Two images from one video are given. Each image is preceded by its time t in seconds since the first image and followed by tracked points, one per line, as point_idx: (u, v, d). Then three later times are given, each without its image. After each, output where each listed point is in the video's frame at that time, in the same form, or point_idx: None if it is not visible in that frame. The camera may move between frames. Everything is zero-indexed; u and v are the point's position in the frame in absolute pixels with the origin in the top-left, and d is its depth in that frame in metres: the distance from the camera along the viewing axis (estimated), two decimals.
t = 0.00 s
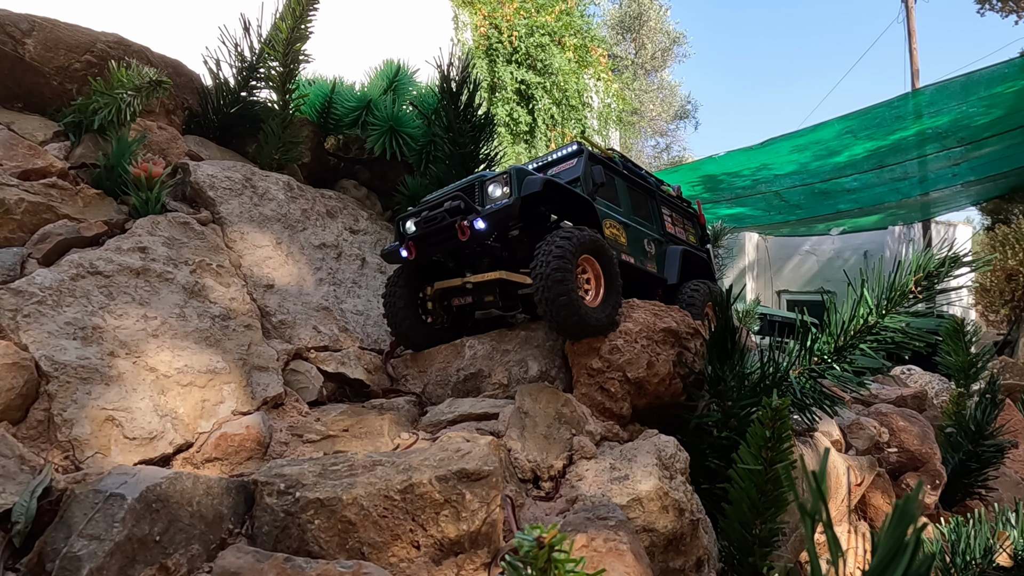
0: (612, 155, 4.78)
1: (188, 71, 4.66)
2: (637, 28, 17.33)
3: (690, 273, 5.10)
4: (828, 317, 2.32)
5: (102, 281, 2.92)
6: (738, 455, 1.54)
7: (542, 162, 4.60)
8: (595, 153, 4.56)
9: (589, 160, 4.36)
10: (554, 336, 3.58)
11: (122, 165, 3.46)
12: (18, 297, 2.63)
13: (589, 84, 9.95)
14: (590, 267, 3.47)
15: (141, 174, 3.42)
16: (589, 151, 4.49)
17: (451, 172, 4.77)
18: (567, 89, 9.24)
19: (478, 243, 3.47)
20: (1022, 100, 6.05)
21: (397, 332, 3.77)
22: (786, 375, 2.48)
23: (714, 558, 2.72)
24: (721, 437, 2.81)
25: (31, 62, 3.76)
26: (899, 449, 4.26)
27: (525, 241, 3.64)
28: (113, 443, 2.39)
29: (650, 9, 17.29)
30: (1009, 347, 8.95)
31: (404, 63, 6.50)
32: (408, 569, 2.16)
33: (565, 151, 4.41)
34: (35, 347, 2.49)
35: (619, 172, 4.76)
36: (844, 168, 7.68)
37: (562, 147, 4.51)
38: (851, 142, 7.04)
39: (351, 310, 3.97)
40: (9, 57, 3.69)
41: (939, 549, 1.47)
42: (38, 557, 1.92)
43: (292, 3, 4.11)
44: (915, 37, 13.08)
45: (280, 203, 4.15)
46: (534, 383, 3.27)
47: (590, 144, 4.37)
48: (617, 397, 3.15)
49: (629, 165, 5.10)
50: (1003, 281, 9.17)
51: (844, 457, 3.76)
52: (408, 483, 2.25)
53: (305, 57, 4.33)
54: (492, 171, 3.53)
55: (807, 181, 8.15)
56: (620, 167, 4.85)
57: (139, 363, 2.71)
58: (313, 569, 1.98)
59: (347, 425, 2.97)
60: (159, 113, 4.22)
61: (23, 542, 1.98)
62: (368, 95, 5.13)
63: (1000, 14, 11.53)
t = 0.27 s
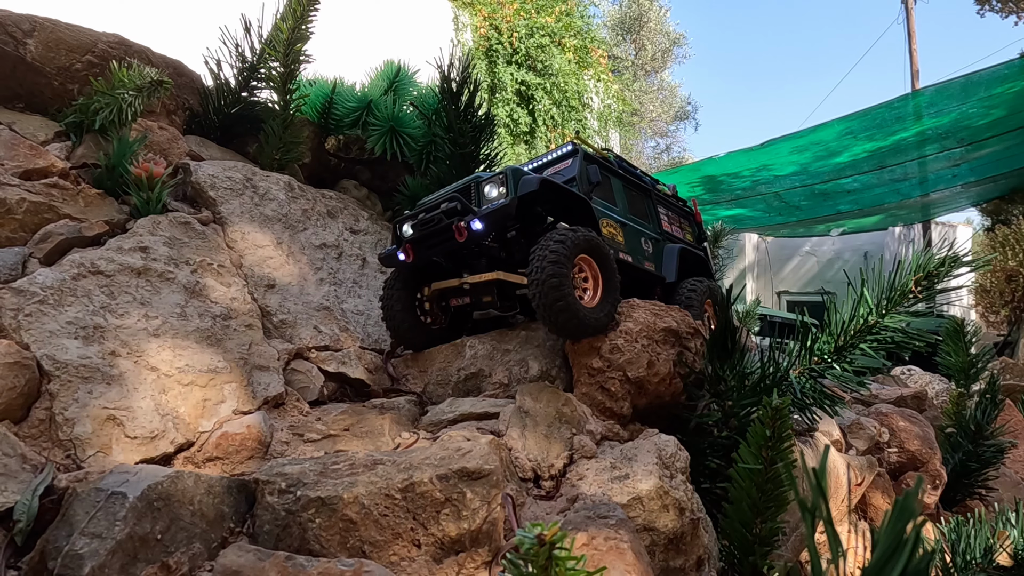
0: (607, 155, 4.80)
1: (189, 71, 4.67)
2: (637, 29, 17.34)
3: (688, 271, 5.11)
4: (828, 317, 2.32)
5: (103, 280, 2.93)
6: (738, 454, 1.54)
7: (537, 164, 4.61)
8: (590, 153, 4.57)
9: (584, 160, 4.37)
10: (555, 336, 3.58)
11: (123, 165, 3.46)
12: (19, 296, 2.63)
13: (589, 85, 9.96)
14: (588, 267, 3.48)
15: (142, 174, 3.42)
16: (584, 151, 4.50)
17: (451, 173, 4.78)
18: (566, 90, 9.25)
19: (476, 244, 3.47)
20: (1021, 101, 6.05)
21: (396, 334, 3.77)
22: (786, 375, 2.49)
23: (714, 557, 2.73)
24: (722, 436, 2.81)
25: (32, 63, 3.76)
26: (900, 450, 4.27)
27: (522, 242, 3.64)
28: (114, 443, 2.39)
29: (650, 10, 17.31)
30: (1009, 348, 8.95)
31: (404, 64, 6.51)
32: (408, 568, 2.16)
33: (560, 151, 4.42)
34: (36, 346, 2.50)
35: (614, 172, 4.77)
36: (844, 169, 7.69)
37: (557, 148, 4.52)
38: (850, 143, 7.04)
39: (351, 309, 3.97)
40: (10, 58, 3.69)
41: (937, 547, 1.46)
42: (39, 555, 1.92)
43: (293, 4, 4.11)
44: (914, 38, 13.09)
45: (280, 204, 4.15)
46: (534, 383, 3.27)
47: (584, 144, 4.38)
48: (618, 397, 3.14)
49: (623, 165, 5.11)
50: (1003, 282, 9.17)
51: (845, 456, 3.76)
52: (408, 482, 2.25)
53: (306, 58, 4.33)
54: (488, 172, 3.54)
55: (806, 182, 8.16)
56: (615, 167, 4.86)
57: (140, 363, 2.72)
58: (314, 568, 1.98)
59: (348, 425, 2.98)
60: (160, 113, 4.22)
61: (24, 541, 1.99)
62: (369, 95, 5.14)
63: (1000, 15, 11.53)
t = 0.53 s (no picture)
0: (602, 155, 4.80)
1: (190, 72, 4.67)
2: (637, 30, 17.35)
3: (687, 270, 5.11)
4: (828, 318, 2.32)
5: (105, 281, 2.94)
6: (738, 454, 1.55)
7: (534, 166, 4.62)
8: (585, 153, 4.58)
9: (580, 160, 4.38)
10: (556, 336, 3.58)
11: (125, 166, 3.46)
12: (21, 297, 2.64)
13: (589, 86, 9.97)
14: (587, 268, 3.48)
15: (144, 175, 3.41)
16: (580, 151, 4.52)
17: (452, 174, 4.78)
18: (566, 91, 9.27)
19: (475, 246, 3.47)
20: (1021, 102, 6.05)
21: (395, 336, 3.78)
22: (787, 375, 2.49)
23: (715, 557, 2.73)
24: (723, 436, 2.82)
25: (34, 64, 3.77)
26: (900, 450, 4.27)
27: (521, 243, 3.65)
28: (116, 443, 2.40)
29: (650, 12, 17.32)
30: (1009, 349, 8.96)
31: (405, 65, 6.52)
32: (410, 568, 2.17)
33: (556, 152, 4.43)
34: (38, 347, 2.50)
35: (611, 172, 4.79)
36: (844, 170, 7.70)
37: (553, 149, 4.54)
38: (850, 144, 7.05)
39: (352, 310, 3.98)
40: (12, 59, 3.70)
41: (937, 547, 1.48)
42: (42, 555, 1.92)
43: (294, 4, 4.10)
44: (914, 39, 13.10)
45: (281, 204, 4.16)
46: (535, 383, 3.28)
47: (580, 144, 4.39)
48: (618, 397, 3.14)
49: (620, 166, 5.12)
50: (1003, 283, 9.18)
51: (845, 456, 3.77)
52: (410, 482, 2.25)
53: (307, 59, 4.34)
54: (485, 174, 3.54)
55: (806, 183, 8.17)
56: (611, 167, 4.87)
57: (142, 363, 2.72)
58: (316, 567, 1.99)
59: (349, 425, 2.99)
60: (161, 114, 4.23)
61: (27, 541, 1.99)
62: (370, 96, 5.18)
63: (1000, 16, 11.53)
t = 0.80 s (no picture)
0: (602, 155, 4.81)
1: (192, 73, 4.68)
2: (637, 31, 17.35)
3: (688, 270, 5.11)
4: (830, 319, 2.32)
5: (108, 282, 2.94)
6: (740, 455, 1.55)
7: (533, 167, 4.63)
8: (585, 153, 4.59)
9: (580, 160, 4.39)
10: (557, 337, 3.59)
11: (127, 167, 3.46)
12: (25, 297, 2.64)
13: (589, 87, 9.97)
14: (588, 268, 3.49)
15: (146, 176, 3.42)
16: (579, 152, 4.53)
17: (454, 175, 4.79)
18: (566, 92, 9.27)
19: (477, 247, 3.48)
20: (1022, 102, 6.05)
21: (397, 338, 3.78)
22: (788, 376, 2.50)
23: (717, 558, 2.74)
24: (725, 437, 2.83)
25: (37, 65, 3.78)
26: (901, 451, 4.27)
27: (523, 243, 3.65)
28: (119, 443, 2.40)
29: (650, 12, 17.33)
30: (1009, 350, 8.96)
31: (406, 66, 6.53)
32: (413, 568, 2.17)
33: (555, 153, 4.44)
34: (42, 347, 2.51)
35: (610, 172, 4.79)
36: (844, 171, 7.70)
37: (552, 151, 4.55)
38: (850, 145, 7.06)
39: (354, 311, 3.99)
40: (15, 60, 3.70)
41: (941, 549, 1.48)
42: (46, 556, 1.92)
43: (296, 6, 4.10)
44: (914, 40, 13.10)
45: (283, 205, 4.16)
46: (538, 383, 3.28)
47: (579, 145, 4.39)
48: (620, 398, 3.14)
49: (619, 166, 5.13)
50: (1003, 284, 9.18)
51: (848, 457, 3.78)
52: (413, 482, 2.26)
53: (309, 60, 4.33)
54: (486, 176, 3.55)
55: (807, 184, 8.17)
56: (611, 167, 4.87)
57: (145, 364, 2.73)
58: (320, 568, 1.99)
59: (352, 426, 2.99)
60: (163, 115, 4.24)
61: (31, 541, 1.99)
62: (372, 97, 5.17)
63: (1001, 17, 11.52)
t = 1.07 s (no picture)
0: (602, 155, 4.81)
1: (194, 73, 4.68)
2: (637, 32, 17.36)
3: (689, 270, 5.11)
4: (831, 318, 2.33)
5: (110, 281, 2.94)
6: (742, 453, 1.56)
7: (533, 167, 4.64)
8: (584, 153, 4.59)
9: (581, 160, 4.40)
10: (559, 336, 3.59)
11: (129, 167, 3.47)
12: (28, 296, 2.64)
13: (590, 88, 9.97)
14: (589, 267, 3.50)
15: (148, 175, 3.42)
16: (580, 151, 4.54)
17: (455, 174, 4.80)
18: (567, 92, 9.27)
19: (478, 246, 3.48)
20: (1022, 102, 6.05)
21: (398, 338, 3.78)
22: (790, 375, 2.50)
23: (719, 556, 2.74)
24: (726, 436, 2.83)
25: (39, 64, 3.78)
26: (902, 451, 4.27)
27: (524, 242, 3.65)
28: (122, 442, 2.41)
29: (650, 13, 17.34)
30: (1009, 350, 8.95)
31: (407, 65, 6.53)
32: (416, 566, 2.18)
33: (556, 153, 4.44)
34: (45, 346, 2.51)
35: (610, 172, 4.79)
36: (845, 172, 7.71)
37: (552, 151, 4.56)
38: (851, 145, 7.06)
39: (356, 310, 3.99)
40: (17, 60, 3.70)
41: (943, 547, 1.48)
42: (50, 553, 1.93)
43: (297, 6, 4.10)
44: (915, 40, 13.09)
45: (285, 204, 4.16)
46: (539, 383, 3.28)
47: (579, 145, 4.39)
48: (622, 397, 3.14)
49: (620, 166, 5.13)
50: (1004, 284, 9.17)
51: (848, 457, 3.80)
52: (416, 481, 2.26)
53: (310, 60, 4.34)
54: (487, 175, 3.56)
55: (807, 185, 8.18)
56: (611, 167, 4.87)
57: (148, 363, 2.73)
58: (323, 565, 1.99)
59: (354, 424, 2.99)
60: (165, 114, 4.23)
61: (35, 539, 2.00)
62: (373, 97, 5.17)
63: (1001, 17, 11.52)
